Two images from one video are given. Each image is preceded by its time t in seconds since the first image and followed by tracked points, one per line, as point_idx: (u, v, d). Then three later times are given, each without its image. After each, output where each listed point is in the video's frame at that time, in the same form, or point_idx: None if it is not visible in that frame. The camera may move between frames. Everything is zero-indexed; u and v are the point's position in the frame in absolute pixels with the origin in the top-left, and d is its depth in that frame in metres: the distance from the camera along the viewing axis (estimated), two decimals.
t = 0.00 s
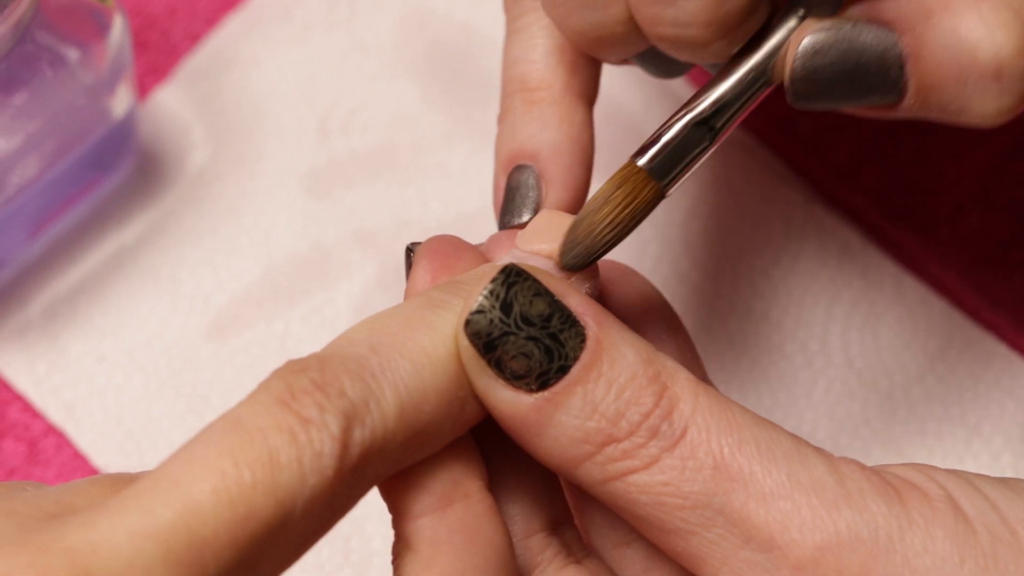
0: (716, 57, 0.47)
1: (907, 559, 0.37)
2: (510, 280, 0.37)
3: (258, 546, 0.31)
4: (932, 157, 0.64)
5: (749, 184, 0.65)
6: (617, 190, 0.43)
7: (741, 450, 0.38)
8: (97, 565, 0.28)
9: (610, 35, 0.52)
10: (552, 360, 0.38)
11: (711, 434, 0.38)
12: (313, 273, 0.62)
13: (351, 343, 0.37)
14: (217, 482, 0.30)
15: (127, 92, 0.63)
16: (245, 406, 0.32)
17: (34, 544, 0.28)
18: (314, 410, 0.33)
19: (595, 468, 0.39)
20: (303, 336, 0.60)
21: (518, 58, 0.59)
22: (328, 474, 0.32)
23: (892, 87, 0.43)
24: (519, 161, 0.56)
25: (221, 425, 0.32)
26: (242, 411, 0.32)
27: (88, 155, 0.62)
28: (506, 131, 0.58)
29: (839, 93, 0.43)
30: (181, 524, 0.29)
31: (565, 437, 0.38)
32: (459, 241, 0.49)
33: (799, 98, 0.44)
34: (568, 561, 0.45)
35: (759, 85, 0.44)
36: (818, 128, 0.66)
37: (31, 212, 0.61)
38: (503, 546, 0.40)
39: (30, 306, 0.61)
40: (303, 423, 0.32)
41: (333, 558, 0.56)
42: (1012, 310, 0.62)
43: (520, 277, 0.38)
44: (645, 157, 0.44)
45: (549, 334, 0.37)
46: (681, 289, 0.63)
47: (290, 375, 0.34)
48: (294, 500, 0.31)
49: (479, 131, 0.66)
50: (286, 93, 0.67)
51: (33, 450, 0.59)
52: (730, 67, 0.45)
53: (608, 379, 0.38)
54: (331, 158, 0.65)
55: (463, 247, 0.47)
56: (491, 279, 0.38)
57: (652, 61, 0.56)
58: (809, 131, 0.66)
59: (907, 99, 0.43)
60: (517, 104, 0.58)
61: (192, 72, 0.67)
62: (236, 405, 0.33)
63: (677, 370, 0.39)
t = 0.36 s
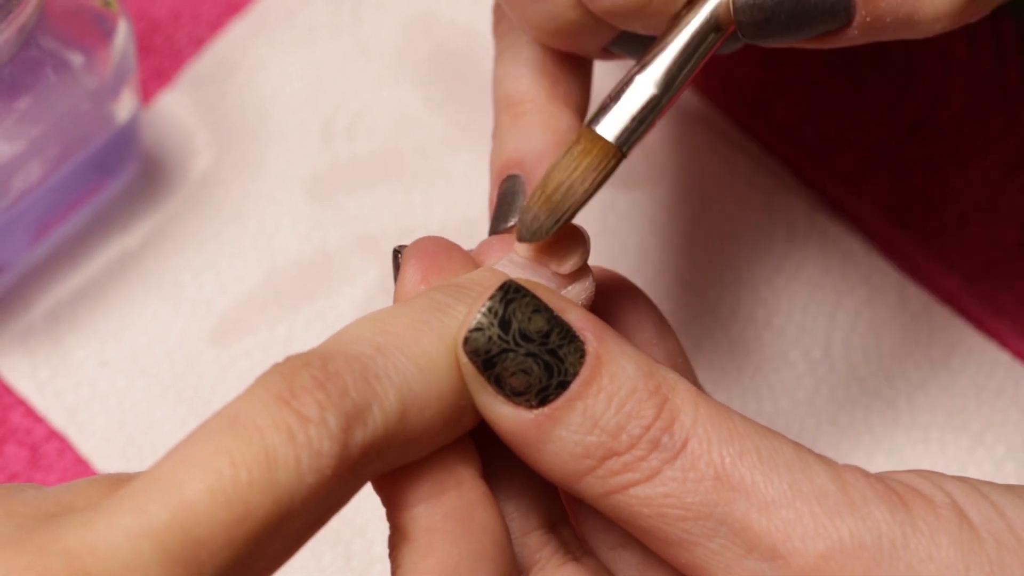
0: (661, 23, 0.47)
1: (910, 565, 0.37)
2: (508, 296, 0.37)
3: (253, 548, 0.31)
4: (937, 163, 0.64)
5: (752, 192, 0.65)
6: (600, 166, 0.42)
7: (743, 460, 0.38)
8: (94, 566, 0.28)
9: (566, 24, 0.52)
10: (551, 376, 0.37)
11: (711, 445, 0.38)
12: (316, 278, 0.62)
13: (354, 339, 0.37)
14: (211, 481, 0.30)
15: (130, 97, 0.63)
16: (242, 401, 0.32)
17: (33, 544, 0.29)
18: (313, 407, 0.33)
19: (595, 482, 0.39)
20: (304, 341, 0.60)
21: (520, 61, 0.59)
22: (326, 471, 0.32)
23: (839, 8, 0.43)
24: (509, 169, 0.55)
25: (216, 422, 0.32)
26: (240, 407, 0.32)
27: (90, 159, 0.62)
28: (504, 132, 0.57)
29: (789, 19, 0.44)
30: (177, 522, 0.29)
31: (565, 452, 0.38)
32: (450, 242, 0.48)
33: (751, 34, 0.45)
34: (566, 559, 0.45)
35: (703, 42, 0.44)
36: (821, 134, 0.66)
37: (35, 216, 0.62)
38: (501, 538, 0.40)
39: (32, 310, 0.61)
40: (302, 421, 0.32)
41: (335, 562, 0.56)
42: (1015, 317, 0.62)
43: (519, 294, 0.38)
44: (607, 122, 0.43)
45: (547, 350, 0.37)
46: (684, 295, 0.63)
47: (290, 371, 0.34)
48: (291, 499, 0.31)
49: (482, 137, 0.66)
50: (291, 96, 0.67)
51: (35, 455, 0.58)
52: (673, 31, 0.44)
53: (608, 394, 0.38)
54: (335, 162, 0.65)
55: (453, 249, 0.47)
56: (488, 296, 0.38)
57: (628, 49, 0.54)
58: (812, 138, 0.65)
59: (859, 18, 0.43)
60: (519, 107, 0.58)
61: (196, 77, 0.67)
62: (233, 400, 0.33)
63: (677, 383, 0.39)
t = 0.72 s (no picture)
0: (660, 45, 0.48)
1: (898, 568, 0.37)
2: (505, 286, 0.38)
3: (250, 551, 0.31)
4: (932, 164, 0.64)
5: (748, 193, 0.65)
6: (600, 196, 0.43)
7: (734, 459, 0.38)
8: (90, 567, 0.28)
9: (560, 41, 0.52)
10: (546, 367, 0.37)
11: (704, 444, 0.38)
12: (311, 280, 0.62)
13: (347, 342, 0.37)
14: (208, 484, 0.30)
15: (125, 99, 0.63)
16: (238, 408, 0.32)
17: (30, 548, 0.29)
18: (307, 409, 0.33)
19: (586, 476, 0.39)
20: (299, 344, 0.61)
21: (515, 62, 0.59)
22: (322, 474, 0.32)
23: (834, 40, 0.44)
24: (502, 176, 0.55)
25: (212, 426, 0.32)
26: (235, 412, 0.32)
27: (86, 160, 0.63)
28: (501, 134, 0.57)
29: (783, 51, 0.45)
30: (175, 525, 0.29)
31: (558, 444, 0.38)
32: (445, 253, 0.48)
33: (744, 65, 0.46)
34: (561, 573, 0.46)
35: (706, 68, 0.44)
36: (817, 136, 0.66)
37: (30, 217, 0.62)
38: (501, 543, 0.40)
39: (27, 312, 0.61)
40: (296, 423, 0.32)
41: (329, 566, 0.56)
42: (1009, 318, 0.62)
43: (515, 284, 0.38)
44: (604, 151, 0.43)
45: (543, 341, 0.37)
46: (680, 296, 0.63)
47: (283, 375, 0.34)
48: (288, 502, 0.31)
49: (477, 139, 0.66)
50: (285, 98, 0.67)
51: (30, 457, 0.59)
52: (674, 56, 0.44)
53: (602, 387, 0.38)
54: (329, 165, 0.65)
55: (448, 259, 0.47)
56: (487, 286, 0.38)
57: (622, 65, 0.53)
58: (808, 141, 0.66)
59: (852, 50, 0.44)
60: (516, 108, 0.58)
61: (191, 78, 0.67)
62: (229, 407, 0.33)
63: (670, 379, 0.39)
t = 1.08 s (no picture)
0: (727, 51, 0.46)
1: (898, 561, 0.38)
2: (507, 275, 0.38)
3: (251, 550, 0.31)
4: (928, 162, 0.64)
5: (744, 191, 0.65)
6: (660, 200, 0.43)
7: (734, 450, 0.38)
8: (88, 567, 0.28)
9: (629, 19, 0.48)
10: (546, 356, 0.37)
11: (704, 435, 0.38)
12: (308, 280, 0.62)
13: (345, 340, 0.37)
14: (207, 486, 0.30)
15: (122, 98, 0.63)
16: (237, 409, 0.33)
17: (28, 548, 0.29)
18: (304, 411, 0.33)
19: (585, 466, 0.39)
20: (297, 343, 0.61)
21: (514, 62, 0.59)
22: (321, 474, 0.32)
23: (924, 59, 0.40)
24: (526, 161, 0.56)
25: (212, 428, 0.32)
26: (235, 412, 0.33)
27: (83, 160, 0.63)
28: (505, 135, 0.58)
29: (871, 69, 0.41)
30: (173, 526, 0.29)
31: (557, 434, 0.38)
32: (455, 242, 0.49)
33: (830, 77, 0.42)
34: (568, 569, 0.46)
35: (779, 67, 0.42)
36: (813, 133, 0.65)
37: (27, 217, 0.62)
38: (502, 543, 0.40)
39: (25, 312, 0.61)
40: (294, 425, 0.32)
41: (328, 564, 0.56)
42: (1008, 317, 0.61)
43: (517, 273, 0.38)
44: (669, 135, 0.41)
45: (544, 331, 0.37)
46: (676, 294, 0.64)
47: (281, 377, 0.34)
48: (288, 500, 0.31)
49: (474, 138, 0.66)
50: (282, 99, 0.67)
51: (29, 455, 0.58)
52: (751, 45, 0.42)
53: (602, 377, 0.38)
54: (328, 164, 0.65)
55: (458, 248, 0.48)
56: (488, 274, 0.38)
57: (669, 55, 0.53)
58: (803, 138, 0.65)
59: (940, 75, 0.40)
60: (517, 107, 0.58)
61: (188, 78, 0.67)
62: (229, 407, 0.33)
63: (670, 370, 0.40)
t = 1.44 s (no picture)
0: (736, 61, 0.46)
1: (900, 560, 0.38)
2: (509, 275, 0.38)
3: (253, 547, 0.31)
4: (926, 162, 0.65)
5: (743, 189, 0.65)
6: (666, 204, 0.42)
7: (736, 449, 0.38)
8: (90, 566, 0.28)
9: (642, 35, 0.48)
10: (548, 356, 0.38)
11: (706, 434, 0.38)
12: (308, 279, 0.62)
13: (345, 341, 0.37)
14: (209, 484, 0.30)
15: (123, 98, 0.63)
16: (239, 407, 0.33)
17: (29, 546, 0.29)
18: (306, 410, 0.33)
19: (588, 466, 0.39)
20: (298, 343, 0.61)
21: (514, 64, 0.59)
22: (322, 473, 0.32)
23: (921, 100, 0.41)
24: (531, 160, 0.56)
25: (212, 427, 0.32)
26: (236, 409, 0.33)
27: (83, 160, 0.63)
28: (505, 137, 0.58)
29: (872, 105, 0.42)
30: (175, 525, 0.29)
31: (559, 434, 0.38)
32: (458, 239, 0.49)
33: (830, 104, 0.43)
34: (569, 567, 0.46)
35: (784, 95, 0.43)
36: (811, 133, 0.65)
37: (27, 216, 0.62)
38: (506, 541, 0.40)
39: (25, 311, 0.61)
40: (295, 424, 0.32)
41: (328, 563, 0.56)
42: (1007, 316, 0.62)
43: (519, 274, 0.38)
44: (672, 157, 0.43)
45: (546, 331, 0.37)
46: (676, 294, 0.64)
47: (283, 376, 0.34)
48: (289, 499, 0.31)
49: (474, 137, 0.66)
50: (282, 98, 0.67)
51: (29, 454, 0.59)
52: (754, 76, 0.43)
53: (604, 377, 0.38)
54: (328, 164, 0.65)
55: (460, 245, 0.48)
56: (489, 275, 0.38)
57: (676, 62, 0.53)
58: (802, 138, 0.65)
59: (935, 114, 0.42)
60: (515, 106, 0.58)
61: (188, 78, 0.67)
62: (230, 406, 0.33)
63: (672, 369, 0.40)
